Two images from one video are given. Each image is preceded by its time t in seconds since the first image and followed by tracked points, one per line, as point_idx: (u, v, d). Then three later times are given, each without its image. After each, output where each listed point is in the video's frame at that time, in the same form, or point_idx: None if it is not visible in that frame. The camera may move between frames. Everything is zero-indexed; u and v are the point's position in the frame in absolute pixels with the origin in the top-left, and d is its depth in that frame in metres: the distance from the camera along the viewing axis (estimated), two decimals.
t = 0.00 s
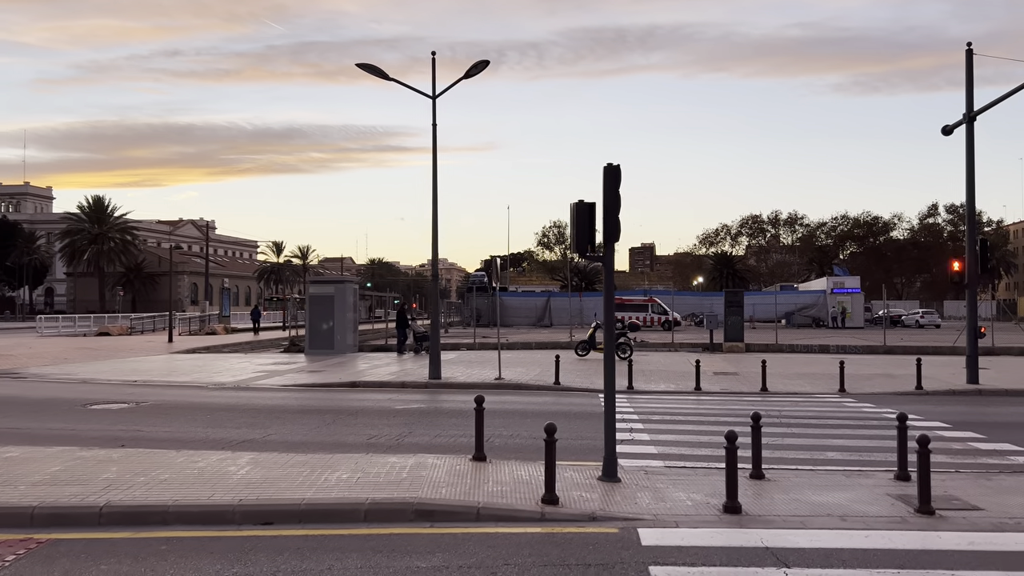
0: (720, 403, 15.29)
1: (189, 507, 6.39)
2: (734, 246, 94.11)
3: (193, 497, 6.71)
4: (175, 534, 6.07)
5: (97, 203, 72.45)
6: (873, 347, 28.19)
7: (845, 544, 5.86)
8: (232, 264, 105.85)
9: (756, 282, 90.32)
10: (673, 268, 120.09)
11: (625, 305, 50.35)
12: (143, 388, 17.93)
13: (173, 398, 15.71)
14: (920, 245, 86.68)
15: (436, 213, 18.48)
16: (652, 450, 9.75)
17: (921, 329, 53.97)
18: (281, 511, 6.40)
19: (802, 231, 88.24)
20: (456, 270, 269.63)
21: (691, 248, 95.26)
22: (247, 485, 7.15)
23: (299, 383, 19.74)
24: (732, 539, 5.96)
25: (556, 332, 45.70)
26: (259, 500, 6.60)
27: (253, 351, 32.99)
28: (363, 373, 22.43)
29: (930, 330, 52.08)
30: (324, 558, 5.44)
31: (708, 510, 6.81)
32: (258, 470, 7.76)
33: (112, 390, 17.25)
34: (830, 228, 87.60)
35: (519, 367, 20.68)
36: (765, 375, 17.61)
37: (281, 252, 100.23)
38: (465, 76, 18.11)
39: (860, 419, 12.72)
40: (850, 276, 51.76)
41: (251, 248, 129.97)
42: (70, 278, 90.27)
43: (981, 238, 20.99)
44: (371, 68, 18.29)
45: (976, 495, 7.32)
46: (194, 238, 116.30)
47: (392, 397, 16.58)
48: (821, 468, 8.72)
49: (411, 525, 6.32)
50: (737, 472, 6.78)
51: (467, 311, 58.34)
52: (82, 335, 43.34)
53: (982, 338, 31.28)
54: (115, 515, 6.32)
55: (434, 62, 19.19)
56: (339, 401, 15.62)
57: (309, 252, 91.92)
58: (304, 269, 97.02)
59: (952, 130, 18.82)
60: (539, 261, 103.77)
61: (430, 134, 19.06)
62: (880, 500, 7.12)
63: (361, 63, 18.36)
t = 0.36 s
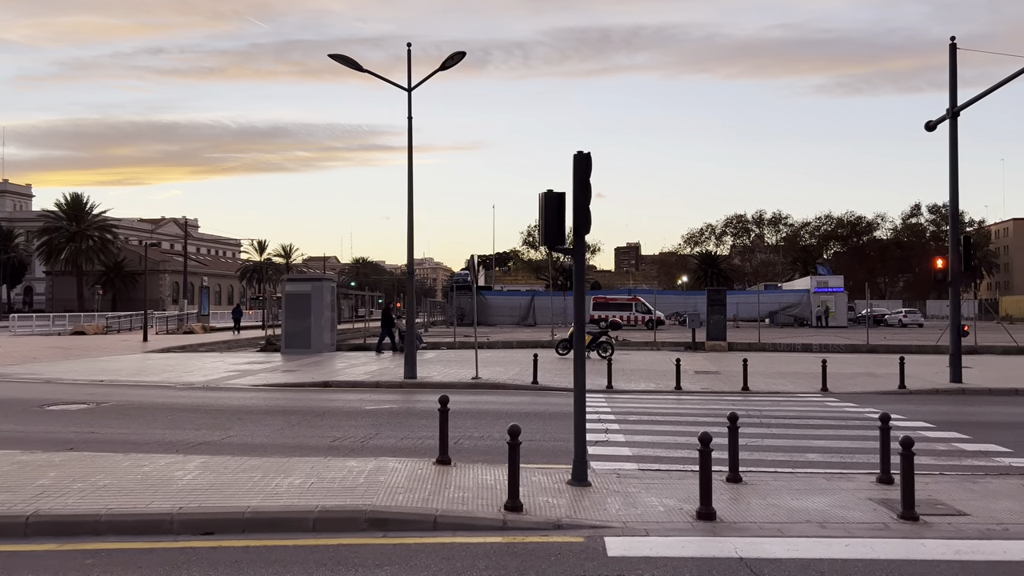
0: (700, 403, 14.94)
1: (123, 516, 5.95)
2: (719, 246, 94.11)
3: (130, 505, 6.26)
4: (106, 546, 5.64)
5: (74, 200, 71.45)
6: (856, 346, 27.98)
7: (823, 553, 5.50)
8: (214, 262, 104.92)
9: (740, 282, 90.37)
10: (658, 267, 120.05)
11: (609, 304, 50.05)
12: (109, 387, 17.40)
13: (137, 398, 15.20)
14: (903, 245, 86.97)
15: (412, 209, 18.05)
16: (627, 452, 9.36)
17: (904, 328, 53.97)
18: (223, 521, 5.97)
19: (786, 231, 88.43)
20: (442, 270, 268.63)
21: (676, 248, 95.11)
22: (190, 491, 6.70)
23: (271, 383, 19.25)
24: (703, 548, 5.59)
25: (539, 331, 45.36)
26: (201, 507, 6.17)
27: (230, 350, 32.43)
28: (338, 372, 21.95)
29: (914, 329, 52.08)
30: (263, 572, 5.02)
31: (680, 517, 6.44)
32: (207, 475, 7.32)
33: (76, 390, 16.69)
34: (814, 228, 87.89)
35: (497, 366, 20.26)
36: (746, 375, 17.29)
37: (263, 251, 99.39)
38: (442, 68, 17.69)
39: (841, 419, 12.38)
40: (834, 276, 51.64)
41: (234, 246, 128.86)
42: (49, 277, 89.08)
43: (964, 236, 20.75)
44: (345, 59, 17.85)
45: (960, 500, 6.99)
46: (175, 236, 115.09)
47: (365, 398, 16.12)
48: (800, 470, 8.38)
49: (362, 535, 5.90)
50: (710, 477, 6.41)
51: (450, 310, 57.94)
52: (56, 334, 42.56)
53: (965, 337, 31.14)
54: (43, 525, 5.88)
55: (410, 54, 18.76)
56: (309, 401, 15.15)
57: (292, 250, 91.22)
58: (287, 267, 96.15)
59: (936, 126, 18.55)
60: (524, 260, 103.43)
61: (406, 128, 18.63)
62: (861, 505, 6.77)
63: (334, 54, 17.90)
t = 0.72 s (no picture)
0: (691, 410, 14.73)
1: (91, 536, 5.69)
2: (709, 249, 94.23)
3: (99, 523, 6.00)
4: (71, 569, 5.38)
5: (60, 202, 70.80)
6: (847, 351, 27.87)
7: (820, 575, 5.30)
8: (202, 265, 104.23)
9: (731, 285, 90.47)
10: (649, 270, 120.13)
11: (600, 308, 49.91)
12: (90, 394, 17.07)
13: (118, 406, 14.89)
14: (892, 248, 87.27)
15: (400, 213, 17.81)
16: (617, 464, 9.14)
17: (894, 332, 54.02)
18: (196, 541, 5.71)
19: (776, 234, 88.77)
20: (433, 272, 268.26)
21: (667, 251, 95.14)
22: (164, 508, 6.43)
23: (256, 389, 18.95)
24: (697, 569, 5.37)
25: (529, 335, 45.16)
26: (173, 525, 5.93)
27: (216, 354, 32.06)
28: (325, 378, 21.67)
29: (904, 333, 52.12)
30: None
31: (672, 535, 6.23)
32: (183, 491, 7.05)
33: (56, 397, 16.34)
34: (803, 231, 88.50)
35: (486, 371, 20.02)
36: (737, 381, 17.09)
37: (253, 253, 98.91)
38: (430, 70, 17.47)
39: (835, 427, 12.19)
40: (824, 279, 51.62)
41: (223, 249, 128.19)
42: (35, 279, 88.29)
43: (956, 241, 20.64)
44: (331, 60, 17.59)
45: (959, 515, 6.79)
46: (163, 238, 114.35)
47: (351, 405, 15.85)
48: (794, 483, 8.18)
49: (342, 555, 5.66)
50: (702, 493, 6.20)
51: (440, 313, 57.73)
52: (41, 338, 42.06)
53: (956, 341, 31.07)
54: (7, 546, 5.62)
55: (398, 57, 18.53)
56: (294, 408, 14.89)
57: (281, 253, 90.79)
58: (277, 270, 95.59)
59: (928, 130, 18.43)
60: (514, 263, 103.25)
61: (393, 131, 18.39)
62: (858, 522, 6.57)
63: (321, 56, 17.65)
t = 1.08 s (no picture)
0: (686, 416, 14.71)
1: (79, 544, 5.62)
2: (704, 254, 94.25)
3: (89, 530, 5.93)
4: None
5: (54, 206, 70.39)
6: (842, 356, 27.87)
7: None
8: (198, 270, 103.97)
9: (726, 290, 90.45)
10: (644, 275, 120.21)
11: (595, 313, 49.87)
12: (82, 400, 16.96)
13: (110, 411, 14.80)
14: (887, 254, 87.41)
15: (394, 219, 17.76)
16: (611, 469, 9.09)
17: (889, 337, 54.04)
18: (186, 547, 5.64)
19: (771, 239, 88.91)
20: (429, 277, 267.93)
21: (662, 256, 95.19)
22: (155, 515, 6.36)
23: (250, 394, 18.89)
24: None
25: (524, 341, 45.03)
26: (164, 532, 5.86)
27: (211, 360, 31.94)
28: (320, 383, 21.58)
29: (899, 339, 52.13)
30: None
31: (667, 542, 6.18)
32: (175, 497, 6.99)
33: (48, 402, 16.23)
34: (799, 237, 88.62)
35: (482, 376, 19.97)
36: (733, 386, 17.03)
37: (248, 258, 98.70)
38: (425, 74, 17.43)
39: (831, 433, 12.17)
40: (819, 284, 51.64)
41: (218, 254, 127.86)
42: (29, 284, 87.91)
43: (951, 247, 20.65)
44: (326, 65, 17.54)
45: (955, 521, 6.76)
46: (158, 243, 113.89)
47: (345, 411, 15.77)
48: (790, 489, 8.14)
49: (333, 562, 5.61)
50: (697, 498, 6.16)
51: (435, 318, 57.63)
52: (35, 342, 41.88)
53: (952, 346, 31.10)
54: None
55: (393, 61, 18.47)
56: (287, 414, 14.78)
57: (277, 257, 90.68)
58: (272, 275, 95.32)
59: (923, 135, 18.42)
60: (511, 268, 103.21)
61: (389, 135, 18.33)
62: (854, 528, 6.54)
63: (315, 60, 17.62)
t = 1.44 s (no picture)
0: (686, 420, 14.79)
1: (83, 543, 5.68)
2: (705, 260, 94.36)
3: (93, 529, 5.99)
4: None
5: (56, 212, 70.52)
6: (842, 361, 27.91)
7: None
8: (199, 275, 104.07)
9: (726, 296, 90.47)
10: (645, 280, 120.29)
11: (596, 318, 49.94)
12: (85, 404, 17.04)
13: (113, 414, 14.87)
14: (887, 261, 87.52)
15: (395, 223, 17.84)
16: (610, 472, 9.16)
17: (889, 343, 54.07)
18: (189, 546, 5.70)
19: (771, 245, 89.04)
20: (429, 283, 267.96)
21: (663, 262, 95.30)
22: (158, 514, 6.42)
23: (251, 398, 18.96)
24: None
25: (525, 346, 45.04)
26: (167, 531, 5.92)
27: (212, 364, 32.01)
28: (320, 387, 21.64)
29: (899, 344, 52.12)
30: None
31: (665, 541, 6.24)
32: (177, 498, 7.05)
33: (50, 406, 16.29)
34: (799, 242, 88.67)
35: (482, 381, 20.02)
36: (732, 390, 17.09)
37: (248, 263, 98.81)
38: (426, 80, 17.55)
39: (829, 437, 12.25)
40: (819, 290, 51.72)
41: (219, 259, 127.95)
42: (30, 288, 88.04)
43: (949, 252, 20.74)
44: (328, 70, 17.65)
45: (951, 522, 6.82)
46: (159, 248, 113.95)
47: (347, 414, 15.83)
48: (787, 490, 8.20)
49: (336, 561, 5.66)
50: (695, 499, 6.22)
51: (436, 323, 57.77)
52: (36, 347, 41.95)
53: (951, 352, 31.17)
54: None
55: (394, 67, 18.60)
56: (288, 417, 14.82)
57: (277, 263, 90.76)
58: (273, 280, 95.34)
59: (922, 141, 18.51)
60: (511, 273, 103.39)
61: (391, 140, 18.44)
62: (851, 529, 6.60)
63: (318, 66, 17.74)
